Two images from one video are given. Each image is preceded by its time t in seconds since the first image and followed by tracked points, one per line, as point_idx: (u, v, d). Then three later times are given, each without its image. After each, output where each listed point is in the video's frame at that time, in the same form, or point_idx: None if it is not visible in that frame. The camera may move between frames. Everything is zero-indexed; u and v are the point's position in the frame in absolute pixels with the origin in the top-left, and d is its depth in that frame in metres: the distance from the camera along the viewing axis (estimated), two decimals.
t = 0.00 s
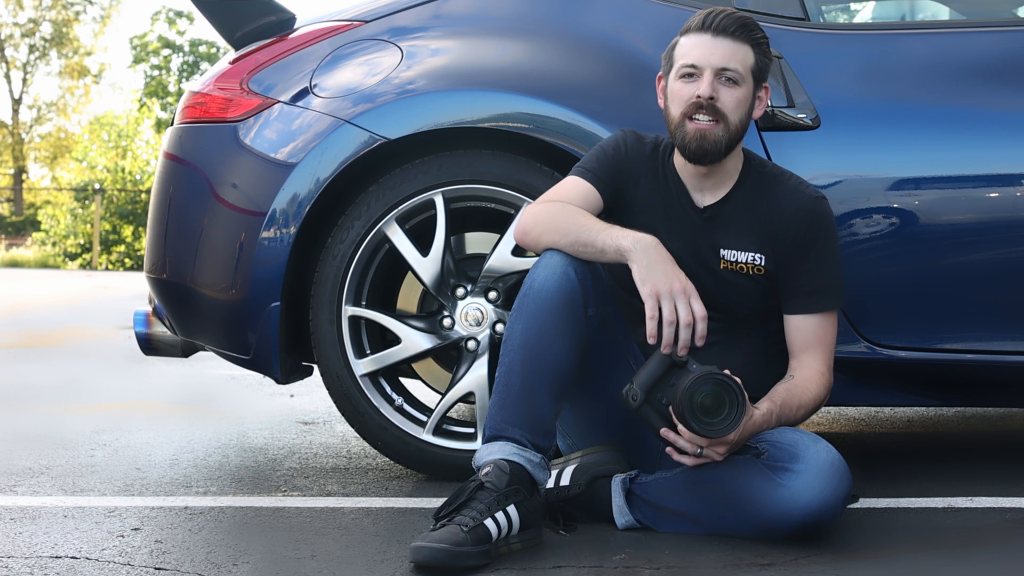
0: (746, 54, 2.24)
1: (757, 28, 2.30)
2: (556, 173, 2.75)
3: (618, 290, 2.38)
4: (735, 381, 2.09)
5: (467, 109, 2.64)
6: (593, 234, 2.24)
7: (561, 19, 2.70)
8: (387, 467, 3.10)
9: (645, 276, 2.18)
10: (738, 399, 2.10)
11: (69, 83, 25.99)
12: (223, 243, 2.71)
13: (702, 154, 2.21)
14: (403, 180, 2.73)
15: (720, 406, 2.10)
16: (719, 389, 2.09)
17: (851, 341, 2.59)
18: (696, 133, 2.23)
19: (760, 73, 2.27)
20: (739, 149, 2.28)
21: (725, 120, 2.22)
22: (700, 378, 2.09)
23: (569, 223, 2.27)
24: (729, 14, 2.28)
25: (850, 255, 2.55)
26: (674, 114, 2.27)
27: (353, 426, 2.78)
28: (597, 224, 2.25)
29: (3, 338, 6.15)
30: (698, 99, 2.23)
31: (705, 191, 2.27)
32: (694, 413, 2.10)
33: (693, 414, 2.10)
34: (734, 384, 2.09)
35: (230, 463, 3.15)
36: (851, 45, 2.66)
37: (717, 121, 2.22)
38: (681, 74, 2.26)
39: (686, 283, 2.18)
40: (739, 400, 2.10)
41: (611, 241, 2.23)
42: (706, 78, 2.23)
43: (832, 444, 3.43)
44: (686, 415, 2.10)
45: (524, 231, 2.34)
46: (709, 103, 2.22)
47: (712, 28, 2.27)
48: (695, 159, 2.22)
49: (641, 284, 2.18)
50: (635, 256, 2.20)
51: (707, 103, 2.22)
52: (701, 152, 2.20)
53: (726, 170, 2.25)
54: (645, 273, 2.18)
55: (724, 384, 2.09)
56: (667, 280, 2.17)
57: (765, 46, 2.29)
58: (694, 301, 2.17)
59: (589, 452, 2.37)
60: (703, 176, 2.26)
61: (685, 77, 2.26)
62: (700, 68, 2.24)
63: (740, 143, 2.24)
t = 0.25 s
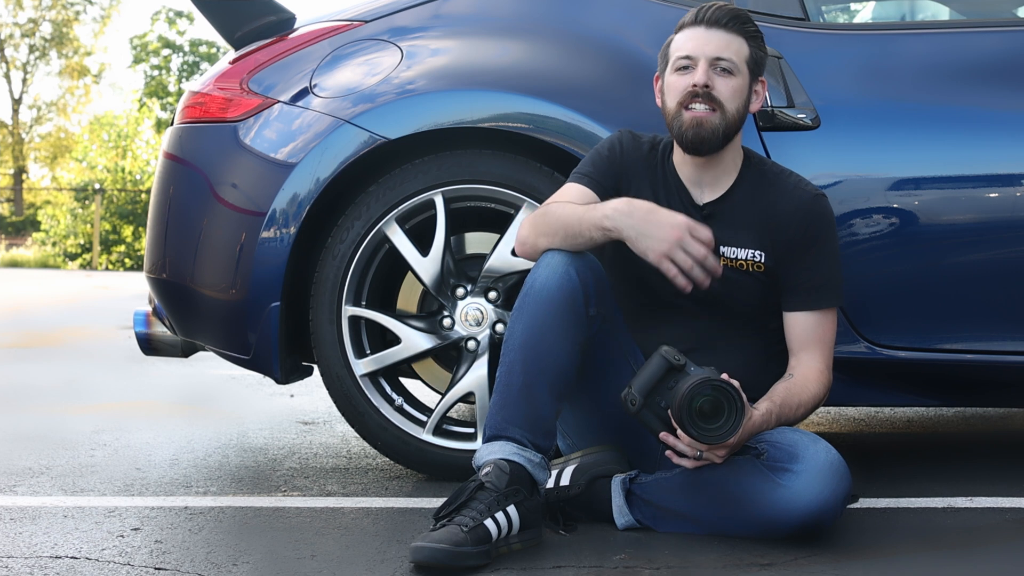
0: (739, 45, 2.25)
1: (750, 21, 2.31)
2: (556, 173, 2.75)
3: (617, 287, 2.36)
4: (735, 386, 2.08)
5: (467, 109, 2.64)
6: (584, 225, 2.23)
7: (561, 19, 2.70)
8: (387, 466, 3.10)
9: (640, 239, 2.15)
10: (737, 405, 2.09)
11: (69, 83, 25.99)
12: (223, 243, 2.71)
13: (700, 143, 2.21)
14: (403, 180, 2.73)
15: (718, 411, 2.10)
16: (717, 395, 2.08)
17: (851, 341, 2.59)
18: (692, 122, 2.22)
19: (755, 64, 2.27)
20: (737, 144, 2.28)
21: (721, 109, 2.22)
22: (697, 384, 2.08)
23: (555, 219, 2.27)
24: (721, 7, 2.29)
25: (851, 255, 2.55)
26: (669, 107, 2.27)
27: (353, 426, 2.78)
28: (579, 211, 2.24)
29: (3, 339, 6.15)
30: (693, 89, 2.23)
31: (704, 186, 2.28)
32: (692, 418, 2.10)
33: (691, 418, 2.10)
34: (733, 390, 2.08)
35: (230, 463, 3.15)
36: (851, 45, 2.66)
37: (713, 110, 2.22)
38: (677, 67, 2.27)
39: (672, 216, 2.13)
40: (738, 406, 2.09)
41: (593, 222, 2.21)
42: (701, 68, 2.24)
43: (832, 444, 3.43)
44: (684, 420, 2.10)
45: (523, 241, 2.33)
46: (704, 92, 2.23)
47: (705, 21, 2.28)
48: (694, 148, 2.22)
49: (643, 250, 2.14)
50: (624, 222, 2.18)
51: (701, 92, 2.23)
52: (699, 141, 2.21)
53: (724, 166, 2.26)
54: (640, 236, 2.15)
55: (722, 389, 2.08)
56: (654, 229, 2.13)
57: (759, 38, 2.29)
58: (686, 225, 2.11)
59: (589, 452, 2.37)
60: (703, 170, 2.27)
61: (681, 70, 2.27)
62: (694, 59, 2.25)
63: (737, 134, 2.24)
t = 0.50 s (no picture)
0: (728, 38, 2.26)
1: (739, 16, 2.32)
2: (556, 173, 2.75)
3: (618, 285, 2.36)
4: (733, 387, 2.07)
5: (467, 109, 2.64)
6: (579, 226, 2.21)
7: (561, 19, 2.71)
8: (387, 466, 3.10)
9: (630, 224, 2.14)
10: (736, 406, 2.08)
11: (69, 83, 25.98)
12: (223, 243, 2.71)
13: (696, 132, 2.22)
14: (404, 180, 2.73)
15: (717, 412, 2.09)
16: (716, 396, 2.08)
17: (851, 341, 2.59)
18: (685, 113, 2.22)
19: (746, 57, 2.27)
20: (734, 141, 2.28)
21: (714, 98, 2.22)
22: (696, 384, 2.08)
23: (550, 220, 2.26)
24: (707, 3, 2.31)
25: (850, 255, 2.55)
26: (661, 101, 2.27)
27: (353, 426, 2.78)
28: (571, 210, 2.23)
29: (3, 339, 6.15)
30: (684, 80, 2.23)
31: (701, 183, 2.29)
32: (691, 419, 2.10)
33: (690, 419, 2.10)
34: (731, 391, 2.07)
35: (230, 463, 3.15)
36: (851, 45, 2.66)
37: (705, 98, 2.22)
38: (668, 63, 2.27)
39: (648, 187, 2.13)
40: (737, 407, 2.09)
41: (585, 221, 2.20)
42: (691, 59, 2.24)
43: (832, 444, 3.43)
44: (682, 421, 2.10)
45: (524, 246, 2.33)
46: (694, 84, 2.22)
47: (692, 17, 2.30)
48: (690, 137, 2.23)
49: (644, 231, 2.14)
50: (613, 218, 2.16)
51: (692, 83, 2.23)
52: (694, 130, 2.22)
53: (721, 163, 2.27)
54: (631, 223, 2.14)
55: (721, 390, 2.07)
56: (640, 209, 2.13)
57: (748, 33, 2.29)
58: (666, 187, 2.11)
59: (589, 452, 2.37)
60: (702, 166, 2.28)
61: (672, 65, 2.27)
62: (684, 52, 2.25)
63: (730, 123, 2.23)
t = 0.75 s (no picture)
0: (723, 36, 2.26)
1: (733, 14, 2.32)
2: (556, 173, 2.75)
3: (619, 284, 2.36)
4: (733, 387, 2.07)
5: (467, 109, 2.64)
6: (580, 224, 2.22)
7: (561, 19, 2.71)
8: (387, 466, 3.10)
9: (632, 215, 2.14)
10: (735, 406, 2.08)
11: (69, 83, 25.98)
12: (223, 243, 2.71)
13: (695, 131, 2.23)
14: (404, 180, 2.73)
15: (716, 412, 2.09)
16: (715, 396, 2.08)
17: (851, 341, 2.59)
18: (684, 111, 2.23)
19: (742, 55, 2.27)
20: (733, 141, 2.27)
21: (711, 95, 2.23)
22: (696, 384, 2.08)
23: (550, 220, 2.27)
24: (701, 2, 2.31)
25: (850, 255, 2.55)
26: (660, 101, 2.27)
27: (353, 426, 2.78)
28: (571, 208, 2.23)
29: (4, 338, 6.15)
30: (681, 79, 2.24)
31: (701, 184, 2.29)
32: (690, 419, 2.10)
33: (689, 419, 2.10)
34: (729, 391, 2.07)
35: (230, 463, 3.15)
36: (851, 45, 2.66)
37: (703, 97, 2.23)
38: (664, 62, 2.28)
39: (646, 176, 2.13)
40: (736, 407, 2.09)
41: (585, 218, 2.20)
42: (687, 58, 2.25)
43: (832, 444, 3.43)
44: (681, 420, 2.10)
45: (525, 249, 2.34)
46: (692, 83, 2.23)
47: (687, 17, 2.30)
48: (690, 136, 2.24)
49: (645, 221, 2.14)
50: (614, 212, 2.17)
51: (689, 82, 2.23)
52: (694, 129, 2.23)
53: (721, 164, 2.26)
54: (632, 214, 2.14)
55: (720, 390, 2.07)
56: (640, 199, 2.12)
57: (742, 31, 2.29)
58: (665, 175, 2.11)
59: (589, 452, 2.37)
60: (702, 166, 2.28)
61: (668, 63, 2.27)
62: (680, 51, 2.26)
63: (729, 120, 2.24)
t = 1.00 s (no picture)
0: (721, 35, 2.26)
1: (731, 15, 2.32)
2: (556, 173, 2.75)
3: (620, 285, 2.36)
4: (733, 387, 2.07)
5: (467, 110, 2.64)
6: (579, 222, 2.22)
7: (561, 19, 2.71)
8: (387, 466, 3.11)
9: (631, 209, 2.14)
10: (734, 406, 2.08)
11: (69, 83, 25.98)
12: (223, 243, 2.71)
13: (695, 131, 2.23)
14: (404, 180, 2.73)
15: (716, 412, 2.09)
16: (715, 396, 2.08)
17: (851, 341, 2.59)
18: (682, 112, 2.23)
19: (739, 54, 2.28)
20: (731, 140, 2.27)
21: (709, 95, 2.23)
22: (695, 385, 2.08)
23: (549, 220, 2.28)
24: (699, 2, 2.32)
25: (850, 255, 2.55)
26: (658, 101, 2.27)
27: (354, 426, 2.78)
28: (569, 207, 2.24)
29: (4, 338, 6.15)
30: (679, 78, 2.24)
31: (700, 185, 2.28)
32: (689, 419, 2.10)
33: (689, 420, 2.10)
34: (729, 392, 2.07)
35: (230, 463, 3.15)
36: (850, 45, 2.66)
37: (701, 97, 2.23)
38: (662, 63, 2.28)
39: (642, 170, 2.14)
40: (735, 408, 2.09)
41: (584, 215, 2.21)
42: (685, 57, 2.25)
43: (831, 444, 3.43)
44: (681, 421, 2.10)
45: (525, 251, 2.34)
46: (690, 82, 2.23)
47: (685, 17, 2.31)
48: (689, 137, 2.24)
49: (644, 215, 2.14)
50: (612, 208, 2.17)
51: (687, 81, 2.23)
52: (691, 129, 2.23)
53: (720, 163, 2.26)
54: (630, 209, 2.14)
55: (720, 391, 2.07)
56: (637, 192, 2.13)
57: (740, 31, 2.30)
58: (660, 167, 2.12)
59: (589, 452, 2.37)
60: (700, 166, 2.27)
61: (666, 64, 2.28)
62: (678, 51, 2.26)
63: (727, 120, 2.24)
